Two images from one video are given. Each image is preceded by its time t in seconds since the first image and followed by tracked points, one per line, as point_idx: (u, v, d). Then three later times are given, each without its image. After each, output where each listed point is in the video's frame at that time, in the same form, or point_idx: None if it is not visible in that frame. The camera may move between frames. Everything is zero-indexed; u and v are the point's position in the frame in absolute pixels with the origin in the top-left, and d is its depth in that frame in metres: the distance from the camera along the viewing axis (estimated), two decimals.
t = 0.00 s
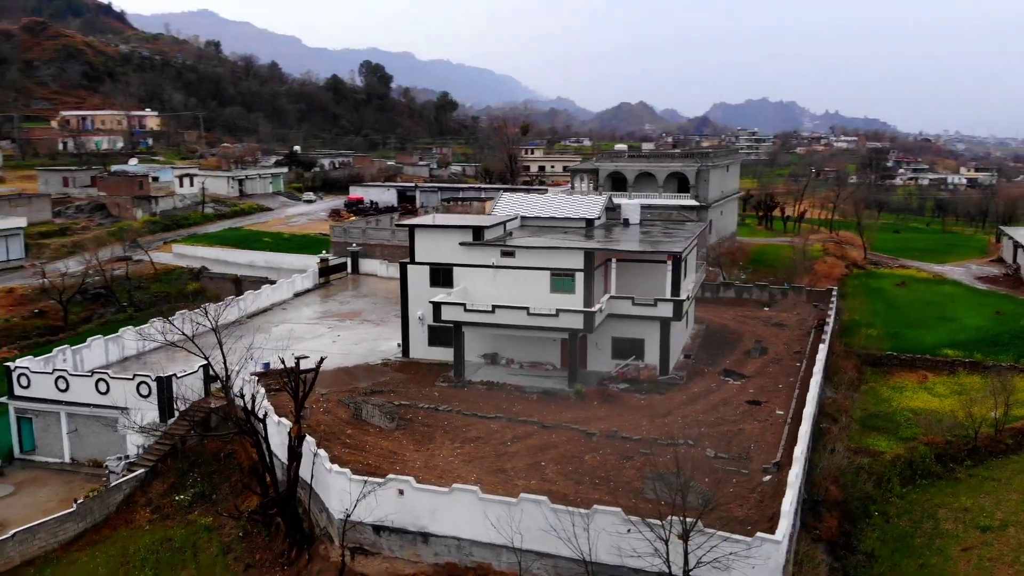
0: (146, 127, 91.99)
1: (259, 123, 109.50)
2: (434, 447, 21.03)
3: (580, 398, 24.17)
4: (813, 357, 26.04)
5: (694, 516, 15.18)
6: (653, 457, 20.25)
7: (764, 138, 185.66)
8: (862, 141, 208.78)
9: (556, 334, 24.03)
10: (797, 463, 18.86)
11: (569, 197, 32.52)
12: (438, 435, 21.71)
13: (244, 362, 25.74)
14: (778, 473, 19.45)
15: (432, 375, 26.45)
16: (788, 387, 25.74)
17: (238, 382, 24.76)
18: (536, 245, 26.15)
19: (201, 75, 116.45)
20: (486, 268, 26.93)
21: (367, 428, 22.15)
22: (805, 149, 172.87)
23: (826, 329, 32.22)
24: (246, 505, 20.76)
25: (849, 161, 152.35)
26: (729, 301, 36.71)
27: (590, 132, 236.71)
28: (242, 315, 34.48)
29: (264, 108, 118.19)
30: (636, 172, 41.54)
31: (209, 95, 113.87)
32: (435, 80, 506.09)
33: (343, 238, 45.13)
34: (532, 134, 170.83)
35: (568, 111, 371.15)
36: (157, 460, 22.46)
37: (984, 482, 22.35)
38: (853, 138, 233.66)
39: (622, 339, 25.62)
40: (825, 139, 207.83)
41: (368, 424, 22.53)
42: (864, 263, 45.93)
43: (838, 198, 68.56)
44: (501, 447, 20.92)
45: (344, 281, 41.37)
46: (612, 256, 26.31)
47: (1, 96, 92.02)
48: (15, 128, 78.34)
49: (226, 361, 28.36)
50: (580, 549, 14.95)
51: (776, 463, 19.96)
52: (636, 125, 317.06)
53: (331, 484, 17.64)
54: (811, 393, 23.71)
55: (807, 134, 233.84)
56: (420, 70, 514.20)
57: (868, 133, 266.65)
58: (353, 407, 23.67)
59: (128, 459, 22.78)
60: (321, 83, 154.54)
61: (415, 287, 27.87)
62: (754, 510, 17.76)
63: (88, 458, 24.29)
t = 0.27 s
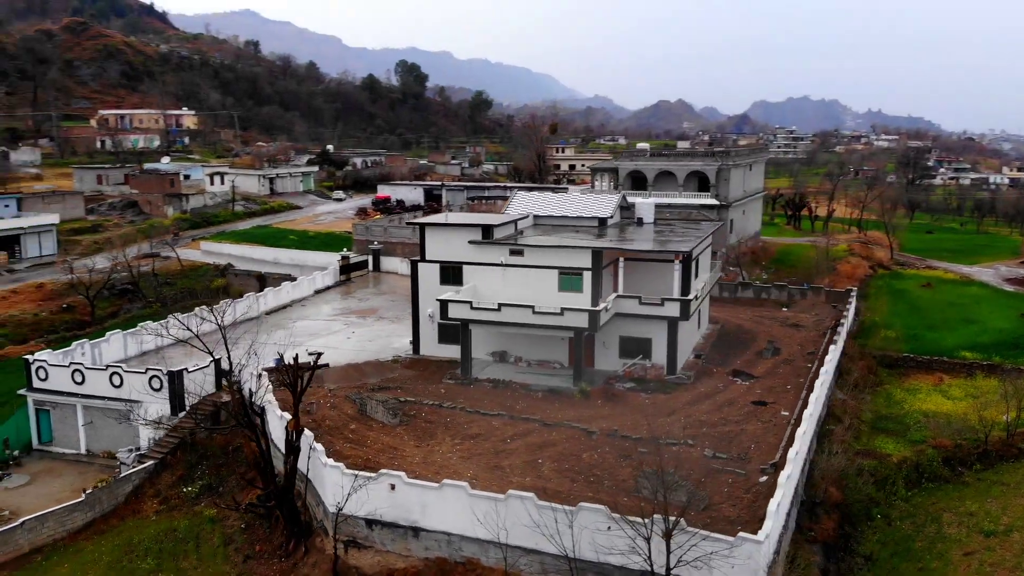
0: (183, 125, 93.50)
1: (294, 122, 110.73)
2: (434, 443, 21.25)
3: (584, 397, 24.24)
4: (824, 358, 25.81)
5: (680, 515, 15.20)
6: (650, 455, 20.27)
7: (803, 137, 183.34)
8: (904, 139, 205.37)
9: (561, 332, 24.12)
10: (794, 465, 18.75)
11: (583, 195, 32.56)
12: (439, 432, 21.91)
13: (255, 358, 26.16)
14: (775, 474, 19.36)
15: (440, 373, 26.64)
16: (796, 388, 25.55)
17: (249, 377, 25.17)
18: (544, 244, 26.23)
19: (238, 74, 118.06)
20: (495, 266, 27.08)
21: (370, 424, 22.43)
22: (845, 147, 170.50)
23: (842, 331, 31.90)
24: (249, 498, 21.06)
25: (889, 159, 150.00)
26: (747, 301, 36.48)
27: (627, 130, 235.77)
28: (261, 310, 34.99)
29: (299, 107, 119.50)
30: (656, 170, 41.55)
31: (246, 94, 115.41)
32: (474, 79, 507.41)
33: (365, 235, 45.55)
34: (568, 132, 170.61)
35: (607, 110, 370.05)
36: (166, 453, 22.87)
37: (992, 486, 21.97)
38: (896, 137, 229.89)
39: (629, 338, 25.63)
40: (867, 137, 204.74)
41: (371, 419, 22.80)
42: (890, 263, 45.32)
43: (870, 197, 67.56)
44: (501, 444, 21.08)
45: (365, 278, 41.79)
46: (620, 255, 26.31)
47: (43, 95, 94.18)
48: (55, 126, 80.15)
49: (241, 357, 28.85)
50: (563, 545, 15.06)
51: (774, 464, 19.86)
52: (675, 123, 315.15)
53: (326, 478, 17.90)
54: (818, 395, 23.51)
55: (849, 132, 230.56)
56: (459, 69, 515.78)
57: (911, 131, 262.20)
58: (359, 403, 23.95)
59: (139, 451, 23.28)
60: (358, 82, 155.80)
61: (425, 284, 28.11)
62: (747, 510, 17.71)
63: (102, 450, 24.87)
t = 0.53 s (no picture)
0: (220, 124, 94.95)
1: (330, 121, 111.84)
2: (434, 439, 21.43)
3: (589, 396, 24.26)
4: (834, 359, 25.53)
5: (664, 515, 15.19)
6: (647, 455, 20.25)
7: (845, 136, 180.43)
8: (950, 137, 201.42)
9: (565, 331, 24.18)
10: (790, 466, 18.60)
11: (598, 194, 32.54)
12: (440, 428, 22.09)
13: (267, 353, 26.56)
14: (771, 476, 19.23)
15: (449, 370, 26.82)
16: (805, 389, 25.31)
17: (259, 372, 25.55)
18: (552, 243, 26.27)
19: (276, 74, 119.55)
20: (504, 264, 27.18)
21: (372, 419, 22.67)
22: (888, 145, 167.69)
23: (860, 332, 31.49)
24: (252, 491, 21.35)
25: (933, 158, 147.30)
26: (766, 301, 36.17)
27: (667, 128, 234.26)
28: (280, 306, 35.47)
29: (336, 105, 120.66)
30: (678, 169, 41.50)
31: (283, 93, 116.82)
32: (515, 77, 507.87)
33: (388, 233, 45.90)
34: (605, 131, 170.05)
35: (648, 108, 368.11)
36: (175, 445, 23.28)
37: (1000, 491, 21.56)
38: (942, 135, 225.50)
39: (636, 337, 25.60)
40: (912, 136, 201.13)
41: (375, 415, 23.05)
42: (918, 263, 44.59)
43: (905, 197, 66.45)
44: (500, 442, 21.19)
45: (387, 276, 42.16)
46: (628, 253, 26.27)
47: (86, 94, 96.31)
48: (95, 125, 81.93)
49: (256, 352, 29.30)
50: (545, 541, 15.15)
51: (772, 465, 19.72)
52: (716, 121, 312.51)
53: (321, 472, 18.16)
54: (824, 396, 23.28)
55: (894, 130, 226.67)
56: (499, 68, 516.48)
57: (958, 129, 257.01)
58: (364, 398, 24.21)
59: (149, 443, 23.80)
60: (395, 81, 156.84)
61: (436, 282, 28.32)
62: (738, 511, 17.62)
63: (117, 442, 25.44)
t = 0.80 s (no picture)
0: (255, 123, 96.20)
1: (365, 119, 112.72)
2: (433, 437, 21.55)
3: (592, 396, 24.24)
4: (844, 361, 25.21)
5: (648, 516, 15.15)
6: (643, 456, 20.20)
7: (887, 135, 177.36)
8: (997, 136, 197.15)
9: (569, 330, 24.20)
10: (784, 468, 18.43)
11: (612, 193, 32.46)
12: (440, 426, 22.22)
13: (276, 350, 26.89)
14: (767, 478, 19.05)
15: (456, 368, 26.94)
16: (813, 391, 25.02)
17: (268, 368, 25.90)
18: (559, 242, 26.26)
19: (313, 73, 120.78)
20: (512, 263, 27.25)
21: (374, 416, 22.86)
22: (931, 144, 164.60)
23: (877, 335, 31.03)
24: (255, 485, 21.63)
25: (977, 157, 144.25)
26: (785, 302, 35.80)
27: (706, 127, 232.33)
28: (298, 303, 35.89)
29: (372, 104, 121.59)
30: (698, 168, 41.31)
31: (319, 92, 117.99)
32: (555, 76, 507.37)
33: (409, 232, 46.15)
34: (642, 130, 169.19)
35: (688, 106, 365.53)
36: (183, 439, 23.67)
37: (1008, 498, 21.09)
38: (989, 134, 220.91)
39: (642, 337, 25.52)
40: (957, 134, 197.29)
41: (378, 412, 23.23)
42: (946, 265, 43.78)
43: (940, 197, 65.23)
44: (498, 440, 21.27)
45: (407, 274, 42.43)
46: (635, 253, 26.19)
47: (125, 94, 98.19)
48: (132, 124, 83.46)
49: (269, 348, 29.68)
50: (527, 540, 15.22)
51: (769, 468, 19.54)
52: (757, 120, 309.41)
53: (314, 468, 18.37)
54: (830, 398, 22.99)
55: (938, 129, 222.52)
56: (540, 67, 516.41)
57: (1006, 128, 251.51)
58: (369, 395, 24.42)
59: (158, 437, 24.24)
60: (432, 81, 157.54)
61: (445, 280, 28.46)
62: (728, 514, 17.48)
63: (130, 435, 25.94)
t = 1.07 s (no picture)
0: (289, 121, 97.22)
1: (399, 118, 113.36)
2: (431, 436, 21.64)
3: (594, 396, 24.16)
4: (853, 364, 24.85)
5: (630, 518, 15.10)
6: (638, 457, 20.10)
7: (928, 133, 174.19)
8: None
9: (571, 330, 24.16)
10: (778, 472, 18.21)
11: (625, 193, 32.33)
12: (440, 425, 22.31)
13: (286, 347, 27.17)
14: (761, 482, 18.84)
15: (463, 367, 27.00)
16: (820, 394, 24.69)
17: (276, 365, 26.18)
18: (565, 241, 26.23)
19: (347, 72, 121.74)
20: (519, 262, 27.26)
21: (375, 414, 23.01)
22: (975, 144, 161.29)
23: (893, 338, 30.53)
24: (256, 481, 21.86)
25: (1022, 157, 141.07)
26: (802, 304, 35.38)
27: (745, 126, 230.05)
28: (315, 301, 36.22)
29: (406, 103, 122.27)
30: (718, 168, 41.04)
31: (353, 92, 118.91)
32: (594, 75, 505.96)
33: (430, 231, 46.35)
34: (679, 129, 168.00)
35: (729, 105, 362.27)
36: (190, 434, 24.00)
37: (1015, 506, 20.60)
38: None
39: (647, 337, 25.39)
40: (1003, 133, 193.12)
41: (379, 409, 23.37)
42: (974, 267, 42.95)
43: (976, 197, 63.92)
44: (495, 440, 21.30)
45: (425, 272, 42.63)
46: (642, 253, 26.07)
47: (162, 93, 99.80)
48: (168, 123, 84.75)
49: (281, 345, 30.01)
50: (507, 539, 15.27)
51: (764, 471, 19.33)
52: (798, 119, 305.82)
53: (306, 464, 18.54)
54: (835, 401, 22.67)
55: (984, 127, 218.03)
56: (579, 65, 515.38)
57: None
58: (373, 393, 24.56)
59: (167, 431, 24.64)
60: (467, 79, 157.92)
61: (454, 279, 28.55)
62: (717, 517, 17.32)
63: (141, 429, 26.39)
